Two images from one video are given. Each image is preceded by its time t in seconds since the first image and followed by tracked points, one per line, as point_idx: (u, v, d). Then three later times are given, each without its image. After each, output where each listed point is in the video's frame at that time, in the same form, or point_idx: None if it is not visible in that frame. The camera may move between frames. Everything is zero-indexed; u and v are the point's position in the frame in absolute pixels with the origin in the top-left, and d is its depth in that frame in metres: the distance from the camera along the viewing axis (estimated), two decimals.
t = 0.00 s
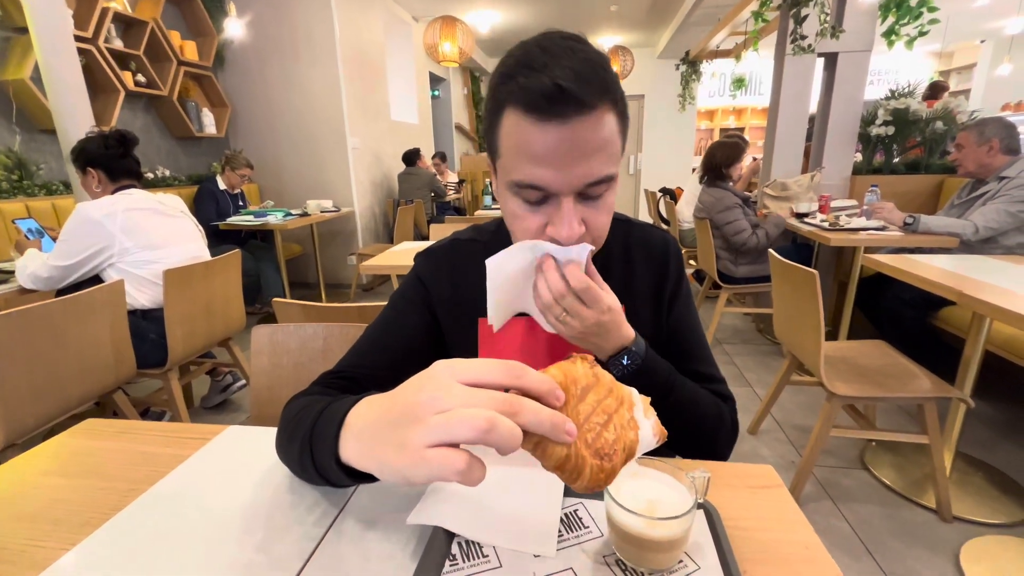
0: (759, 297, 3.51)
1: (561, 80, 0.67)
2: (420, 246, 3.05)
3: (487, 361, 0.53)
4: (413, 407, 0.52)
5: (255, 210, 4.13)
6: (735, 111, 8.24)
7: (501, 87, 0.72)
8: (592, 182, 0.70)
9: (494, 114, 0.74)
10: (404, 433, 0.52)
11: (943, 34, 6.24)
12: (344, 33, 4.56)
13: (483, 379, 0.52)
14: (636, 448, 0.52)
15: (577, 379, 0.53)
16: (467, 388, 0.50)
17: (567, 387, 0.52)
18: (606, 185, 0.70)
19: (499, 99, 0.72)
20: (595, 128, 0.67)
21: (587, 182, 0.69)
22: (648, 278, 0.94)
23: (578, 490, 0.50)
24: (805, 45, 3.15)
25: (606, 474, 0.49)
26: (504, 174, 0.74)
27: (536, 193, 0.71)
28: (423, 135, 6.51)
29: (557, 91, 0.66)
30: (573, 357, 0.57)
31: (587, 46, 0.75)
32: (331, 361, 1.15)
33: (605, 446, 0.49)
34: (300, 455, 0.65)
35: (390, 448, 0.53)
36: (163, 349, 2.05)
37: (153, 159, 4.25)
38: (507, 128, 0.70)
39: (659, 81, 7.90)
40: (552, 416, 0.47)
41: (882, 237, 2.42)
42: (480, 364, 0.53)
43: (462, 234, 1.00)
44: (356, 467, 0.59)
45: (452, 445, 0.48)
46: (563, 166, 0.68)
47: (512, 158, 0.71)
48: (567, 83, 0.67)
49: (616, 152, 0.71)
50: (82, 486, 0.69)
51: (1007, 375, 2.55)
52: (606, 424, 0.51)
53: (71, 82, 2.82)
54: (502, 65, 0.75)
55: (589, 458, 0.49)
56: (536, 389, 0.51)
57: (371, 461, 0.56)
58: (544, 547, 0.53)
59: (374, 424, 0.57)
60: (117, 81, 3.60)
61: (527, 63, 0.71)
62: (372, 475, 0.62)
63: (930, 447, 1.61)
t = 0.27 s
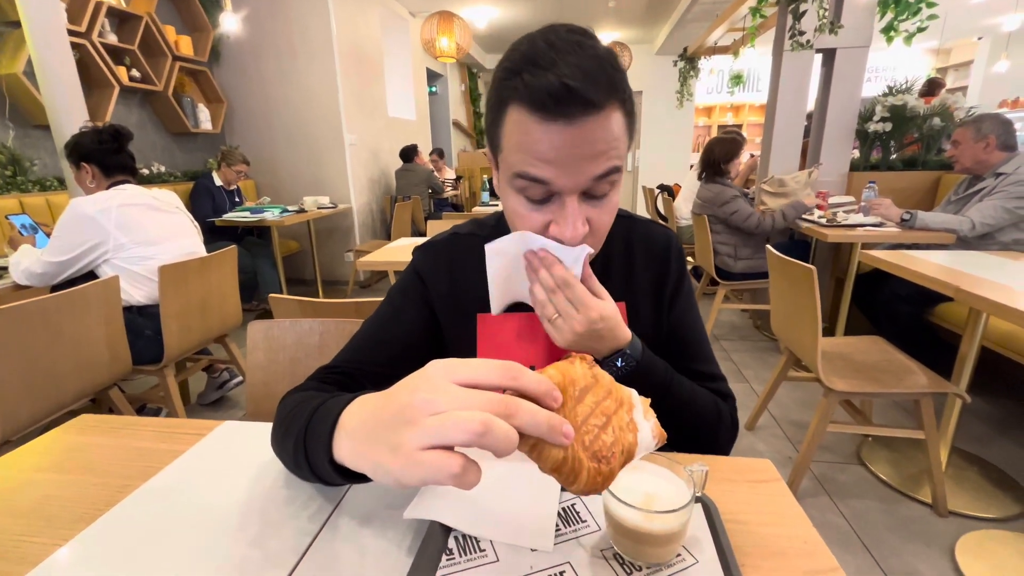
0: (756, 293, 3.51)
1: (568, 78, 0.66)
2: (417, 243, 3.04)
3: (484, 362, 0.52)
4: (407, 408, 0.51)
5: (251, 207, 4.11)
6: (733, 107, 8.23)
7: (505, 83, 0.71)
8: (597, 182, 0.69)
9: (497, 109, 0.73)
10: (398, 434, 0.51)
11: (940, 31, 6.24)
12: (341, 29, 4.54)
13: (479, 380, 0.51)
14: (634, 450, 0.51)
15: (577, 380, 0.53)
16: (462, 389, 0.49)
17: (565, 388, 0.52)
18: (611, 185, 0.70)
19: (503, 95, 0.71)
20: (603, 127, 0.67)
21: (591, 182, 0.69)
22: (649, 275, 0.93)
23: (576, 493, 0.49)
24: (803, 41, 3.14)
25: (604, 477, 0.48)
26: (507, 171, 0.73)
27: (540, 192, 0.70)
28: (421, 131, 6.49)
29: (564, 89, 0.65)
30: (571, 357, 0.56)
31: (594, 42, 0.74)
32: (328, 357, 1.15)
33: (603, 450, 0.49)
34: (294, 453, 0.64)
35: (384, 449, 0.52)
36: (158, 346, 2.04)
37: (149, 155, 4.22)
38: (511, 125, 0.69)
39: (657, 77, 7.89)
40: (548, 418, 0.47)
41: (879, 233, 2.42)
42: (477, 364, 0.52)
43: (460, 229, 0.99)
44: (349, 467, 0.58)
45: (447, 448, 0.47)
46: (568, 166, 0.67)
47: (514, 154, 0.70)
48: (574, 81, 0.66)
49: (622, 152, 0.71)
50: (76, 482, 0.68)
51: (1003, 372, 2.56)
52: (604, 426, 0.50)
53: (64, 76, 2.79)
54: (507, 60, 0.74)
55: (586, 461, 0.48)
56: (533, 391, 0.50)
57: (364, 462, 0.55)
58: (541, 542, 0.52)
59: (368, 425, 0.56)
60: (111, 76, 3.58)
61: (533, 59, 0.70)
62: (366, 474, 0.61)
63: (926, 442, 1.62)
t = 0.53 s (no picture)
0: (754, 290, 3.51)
1: (570, 78, 0.64)
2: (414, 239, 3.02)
3: (476, 362, 0.50)
4: (396, 411, 0.49)
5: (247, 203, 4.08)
6: (731, 104, 8.23)
7: (504, 80, 0.69)
8: (597, 184, 0.68)
9: (496, 107, 0.71)
10: (387, 437, 0.49)
11: (939, 27, 6.24)
12: (337, 23, 4.50)
13: (471, 381, 0.49)
14: (632, 453, 0.50)
15: (573, 381, 0.52)
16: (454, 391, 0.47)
17: (561, 390, 0.51)
18: (611, 187, 0.69)
19: (502, 93, 0.69)
20: (605, 129, 0.65)
21: (591, 185, 0.68)
22: (649, 273, 0.92)
23: (571, 498, 0.48)
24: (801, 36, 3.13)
25: (600, 481, 0.48)
26: (505, 171, 0.71)
27: (538, 193, 0.69)
28: (418, 127, 6.46)
29: (565, 90, 0.63)
30: (567, 358, 0.55)
31: (598, 37, 0.71)
32: (323, 354, 1.14)
33: (600, 454, 0.48)
34: (284, 455, 0.63)
35: (373, 454, 0.50)
36: (153, 343, 2.02)
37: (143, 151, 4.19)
38: (510, 124, 0.68)
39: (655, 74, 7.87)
40: (544, 422, 0.45)
41: (876, 230, 2.43)
42: (469, 366, 0.50)
43: (457, 224, 0.98)
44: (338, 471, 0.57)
45: (438, 452, 0.46)
46: (567, 168, 0.66)
47: (513, 155, 0.68)
48: (575, 82, 0.64)
49: (624, 153, 0.69)
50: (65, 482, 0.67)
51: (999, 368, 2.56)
52: (601, 429, 0.49)
53: (56, 71, 2.76)
54: (506, 55, 0.72)
55: (583, 466, 0.47)
56: (528, 393, 0.49)
57: (353, 465, 0.53)
58: (537, 543, 0.51)
59: (357, 428, 0.54)
60: (104, 70, 3.54)
61: (534, 56, 0.68)
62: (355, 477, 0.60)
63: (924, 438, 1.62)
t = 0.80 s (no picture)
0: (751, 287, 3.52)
1: (570, 75, 0.64)
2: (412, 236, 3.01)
3: (473, 359, 0.50)
4: (391, 409, 0.49)
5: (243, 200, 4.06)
6: (728, 102, 8.24)
7: (504, 75, 0.68)
8: (595, 184, 0.67)
9: (495, 103, 0.71)
10: (381, 435, 0.49)
11: (935, 25, 6.26)
12: (334, 19, 4.48)
13: (467, 379, 0.48)
14: (631, 451, 0.50)
15: (571, 379, 0.51)
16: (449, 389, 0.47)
17: (559, 388, 0.50)
18: (610, 187, 0.68)
19: (502, 89, 0.69)
20: (605, 128, 0.65)
21: (589, 185, 0.67)
22: (649, 272, 0.92)
23: (569, 498, 0.48)
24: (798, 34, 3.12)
25: (598, 481, 0.47)
26: (503, 168, 0.71)
27: (536, 192, 0.68)
28: (415, 124, 6.44)
29: (565, 87, 0.63)
30: (565, 355, 0.55)
31: (600, 32, 0.70)
32: (319, 351, 1.13)
33: (599, 453, 0.48)
34: (279, 453, 0.62)
35: (368, 452, 0.50)
36: (148, 340, 2.01)
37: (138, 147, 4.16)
38: (509, 121, 0.67)
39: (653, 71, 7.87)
40: (541, 420, 0.45)
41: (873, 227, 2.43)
42: (465, 363, 0.49)
43: (455, 221, 0.97)
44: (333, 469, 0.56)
45: (433, 451, 0.46)
46: (566, 167, 0.65)
47: (512, 153, 0.68)
48: (576, 79, 0.63)
49: (624, 153, 0.69)
50: (58, 480, 0.66)
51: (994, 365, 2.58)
52: (600, 428, 0.49)
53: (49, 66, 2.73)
54: (506, 49, 0.71)
55: (581, 465, 0.47)
56: (525, 391, 0.48)
57: (347, 463, 0.53)
58: (535, 541, 0.51)
59: (352, 426, 0.54)
60: (98, 66, 3.51)
61: (534, 51, 0.67)
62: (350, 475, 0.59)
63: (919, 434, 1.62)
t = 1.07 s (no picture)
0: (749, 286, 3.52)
1: (550, 60, 0.64)
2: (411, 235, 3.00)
3: (471, 356, 0.50)
4: (389, 406, 0.49)
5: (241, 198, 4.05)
6: (727, 100, 8.24)
7: (489, 66, 0.69)
8: (580, 171, 0.66)
9: (482, 95, 0.71)
10: (379, 432, 0.49)
11: (934, 24, 6.27)
12: (332, 17, 4.46)
13: (465, 375, 0.48)
14: (630, 449, 0.50)
15: (570, 377, 0.51)
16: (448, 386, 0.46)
17: (557, 385, 0.50)
18: (596, 176, 0.67)
19: (487, 79, 0.70)
20: (586, 113, 0.64)
21: (573, 172, 0.66)
22: (648, 271, 0.92)
23: (567, 495, 0.48)
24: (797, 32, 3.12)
25: (597, 479, 0.47)
26: (490, 159, 0.71)
27: (520, 181, 0.68)
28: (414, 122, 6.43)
29: (544, 71, 0.63)
30: (564, 353, 0.55)
31: (585, 23, 0.71)
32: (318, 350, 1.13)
33: (597, 451, 0.48)
34: (278, 451, 0.62)
35: (366, 449, 0.50)
36: (146, 339, 2.01)
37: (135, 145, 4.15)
38: (493, 109, 0.68)
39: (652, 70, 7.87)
40: (539, 417, 0.45)
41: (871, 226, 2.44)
42: (463, 360, 0.49)
43: (454, 219, 0.97)
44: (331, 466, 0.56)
45: (431, 448, 0.46)
46: (547, 154, 0.64)
47: (497, 141, 0.68)
48: (556, 64, 0.63)
49: (610, 140, 0.68)
50: (58, 478, 0.66)
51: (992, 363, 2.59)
52: (598, 426, 0.49)
53: (46, 64, 2.72)
54: (494, 43, 0.72)
55: (579, 464, 0.47)
56: (523, 388, 0.48)
57: (346, 460, 0.53)
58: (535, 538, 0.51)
59: (349, 423, 0.54)
60: (95, 63, 3.50)
61: (517, 40, 0.68)
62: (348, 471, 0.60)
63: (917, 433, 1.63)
